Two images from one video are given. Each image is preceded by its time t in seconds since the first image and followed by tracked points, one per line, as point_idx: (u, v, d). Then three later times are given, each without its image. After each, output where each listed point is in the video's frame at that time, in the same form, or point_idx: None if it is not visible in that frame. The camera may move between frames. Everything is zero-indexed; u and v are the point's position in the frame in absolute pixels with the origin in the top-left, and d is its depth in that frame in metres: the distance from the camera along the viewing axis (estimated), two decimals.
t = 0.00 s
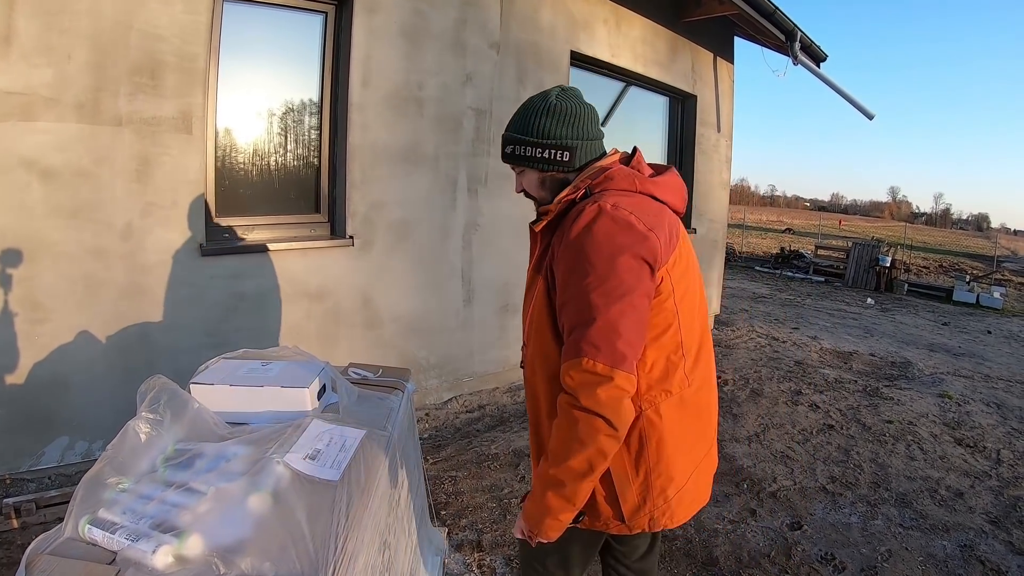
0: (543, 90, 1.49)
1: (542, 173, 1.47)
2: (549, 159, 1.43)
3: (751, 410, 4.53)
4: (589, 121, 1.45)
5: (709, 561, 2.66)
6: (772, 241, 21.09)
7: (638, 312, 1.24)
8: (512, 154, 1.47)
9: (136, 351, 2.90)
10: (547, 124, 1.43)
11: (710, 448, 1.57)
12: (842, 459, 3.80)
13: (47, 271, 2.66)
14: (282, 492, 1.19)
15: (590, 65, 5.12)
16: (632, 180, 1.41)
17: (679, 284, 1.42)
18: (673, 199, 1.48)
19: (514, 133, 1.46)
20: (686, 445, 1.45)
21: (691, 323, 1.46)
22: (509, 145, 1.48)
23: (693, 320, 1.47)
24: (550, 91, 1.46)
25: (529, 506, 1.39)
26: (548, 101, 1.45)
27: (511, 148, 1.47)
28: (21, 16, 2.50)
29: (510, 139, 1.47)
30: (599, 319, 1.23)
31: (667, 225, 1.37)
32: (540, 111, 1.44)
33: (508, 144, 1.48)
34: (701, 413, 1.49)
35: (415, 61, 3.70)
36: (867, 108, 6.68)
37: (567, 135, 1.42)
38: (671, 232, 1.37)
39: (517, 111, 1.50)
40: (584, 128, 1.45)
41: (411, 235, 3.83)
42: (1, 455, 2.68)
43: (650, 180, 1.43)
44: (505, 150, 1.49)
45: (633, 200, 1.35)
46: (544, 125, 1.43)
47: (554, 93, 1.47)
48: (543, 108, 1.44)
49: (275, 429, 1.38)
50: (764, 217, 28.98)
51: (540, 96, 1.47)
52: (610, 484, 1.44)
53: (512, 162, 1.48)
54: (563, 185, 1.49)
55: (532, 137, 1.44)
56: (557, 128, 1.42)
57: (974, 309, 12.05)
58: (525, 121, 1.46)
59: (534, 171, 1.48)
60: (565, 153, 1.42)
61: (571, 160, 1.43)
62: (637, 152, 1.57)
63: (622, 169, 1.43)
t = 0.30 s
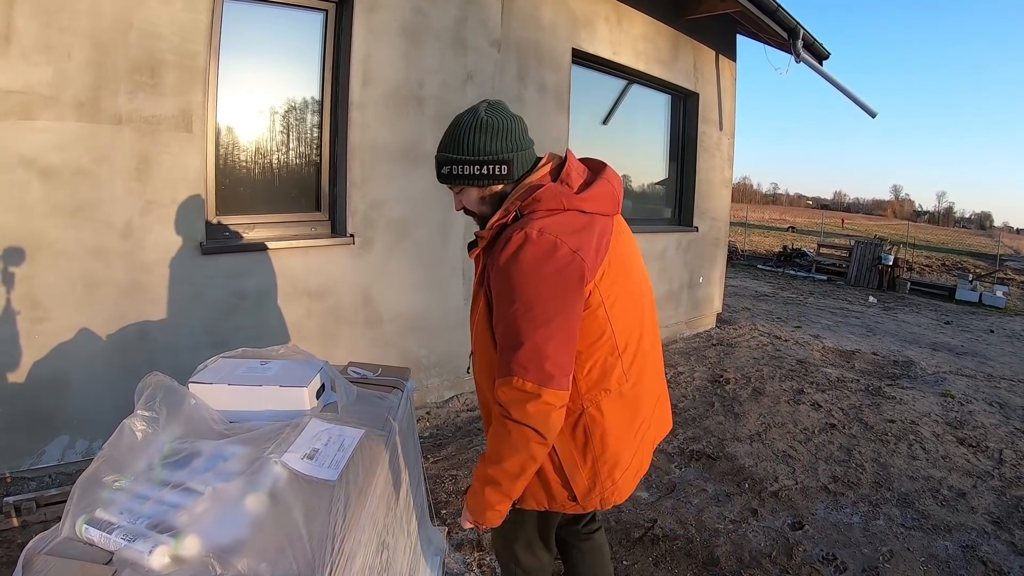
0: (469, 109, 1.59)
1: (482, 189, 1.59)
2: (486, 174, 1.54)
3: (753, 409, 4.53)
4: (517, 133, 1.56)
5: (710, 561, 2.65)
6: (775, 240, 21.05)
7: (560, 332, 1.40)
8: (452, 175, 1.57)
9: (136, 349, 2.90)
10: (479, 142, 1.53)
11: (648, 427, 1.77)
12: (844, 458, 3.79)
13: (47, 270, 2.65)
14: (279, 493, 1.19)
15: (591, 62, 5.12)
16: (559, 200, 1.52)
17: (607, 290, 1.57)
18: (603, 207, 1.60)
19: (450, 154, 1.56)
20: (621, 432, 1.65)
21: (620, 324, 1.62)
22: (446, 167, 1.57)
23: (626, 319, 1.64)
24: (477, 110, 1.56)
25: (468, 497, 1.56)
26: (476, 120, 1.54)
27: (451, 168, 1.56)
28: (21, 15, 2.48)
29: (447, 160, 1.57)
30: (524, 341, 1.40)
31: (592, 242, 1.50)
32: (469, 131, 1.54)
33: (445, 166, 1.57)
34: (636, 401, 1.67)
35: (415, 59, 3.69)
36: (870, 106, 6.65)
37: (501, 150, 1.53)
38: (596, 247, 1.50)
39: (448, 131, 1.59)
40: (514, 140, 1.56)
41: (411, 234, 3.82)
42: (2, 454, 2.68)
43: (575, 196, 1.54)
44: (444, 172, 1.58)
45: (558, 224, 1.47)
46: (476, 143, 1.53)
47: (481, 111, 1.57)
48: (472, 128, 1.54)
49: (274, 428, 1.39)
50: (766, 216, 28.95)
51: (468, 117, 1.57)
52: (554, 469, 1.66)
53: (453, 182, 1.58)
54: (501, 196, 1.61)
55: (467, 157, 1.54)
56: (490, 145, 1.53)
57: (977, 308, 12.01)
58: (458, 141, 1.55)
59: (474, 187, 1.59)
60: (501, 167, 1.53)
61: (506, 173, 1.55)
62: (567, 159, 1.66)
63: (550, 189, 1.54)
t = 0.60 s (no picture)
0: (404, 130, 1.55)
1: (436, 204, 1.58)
2: (433, 192, 1.51)
3: (759, 409, 4.50)
4: (455, 144, 1.52)
5: (712, 565, 2.63)
6: (783, 237, 20.92)
7: (538, 313, 1.38)
8: (400, 200, 1.55)
9: (134, 347, 2.89)
10: (417, 162, 1.49)
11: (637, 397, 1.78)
12: (851, 460, 3.75)
13: (44, 267, 2.62)
14: (265, 495, 1.16)
15: (596, 57, 5.07)
16: (517, 188, 1.51)
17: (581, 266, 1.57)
18: (560, 189, 1.59)
19: (394, 179, 1.53)
20: (610, 406, 1.66)
21: (598, 298, 1.61)
22: (393, 192, 1.55)
23: (602, 290, 1.65)
24: (411, 130, 1.52)
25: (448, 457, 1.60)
26: (410, 140, 1.50)
27: (400, 192, 1.53)
28: (19, 10, 2.45)
29: (392, 185, 1.54)
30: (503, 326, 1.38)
31: (557, 221, 1.49)
32: (406, 153, 1.50)
33: (392, 191, 1.55)
34: (620, 373, 1.68)
35: (417, 53, 3.66)
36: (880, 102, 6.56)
37: (445, 165, 1.50)
38: (563, 225, 1.49)
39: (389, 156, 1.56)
40: (453, 152, 1.51)
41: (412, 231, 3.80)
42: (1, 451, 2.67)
43: (531, 182, 1.53)
44: (393, 197, 1.56)
45: (520, 211, 1.46)
46: (415, 164, 1.49)
47: (415, 130, 1.52)
48: (407, 149, 1.50)
49: (263, 427, 1.38)
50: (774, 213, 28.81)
51: (404, 138, 1.53)
52: (550, 444, 1.66)
53: (404, 206, 1.56)
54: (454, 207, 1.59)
55: (410, 178, 1.51)
56: (429, 162, 1.49)
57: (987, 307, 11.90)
58: (397, 165, 1.52)
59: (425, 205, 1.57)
60: (445, 182, 1.50)
61: (455, 185, 1.52)
62: (512, 152, 1.64)
63: (504, 181, 1.52)
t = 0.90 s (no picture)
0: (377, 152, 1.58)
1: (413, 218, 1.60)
2: (409, 206, 1.54)
3: (765, 411, 4.44)
4: (426, 160, 1.55)
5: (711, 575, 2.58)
6: (792, 234, 20.76)
7: (526, 294, 1.43)
8: (378, 218, 1.57)
9: (126, 346, 2.83)
10: (391, 180, 1.52)
11: (621, 371, 1.88)
12: (858, 466, 3.69)
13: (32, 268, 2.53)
14: (228, 505, 1.12)
15: (599, 50, 5.01)
16: (489, 188, 1.56)
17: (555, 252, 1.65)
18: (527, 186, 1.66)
19: (371, 198, 1.56)
20: (597, 381, 1.75)
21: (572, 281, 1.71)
22: (371, 212, 1.57)
23: (575, 273, 1.74)
24: (382, 150, 1.56)
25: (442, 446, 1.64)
26: (383, 160, 1.54)
27: (379, 211, 1.56)
28: (8, 7, 2.34)
29: (370, 205, 1.57)
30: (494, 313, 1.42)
31: (531, 211, 1.56)
32: (380, 172, 1.53)
33: (370, 211, 1.58)
34: (601, 350, 1.78)
35: (415, 47, 3.62)
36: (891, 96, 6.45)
37: (419, 179, 1.54)
38: (536, 215, 1.56)
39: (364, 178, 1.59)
40: (425, 167, 1.55)
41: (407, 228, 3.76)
42: None
43: (500, 181, 1.59)
44: (372, 217, 1.59)
45: (496, 206, 1.52)
46: (389, 182, 1.52)
47: (386, 150, 1.56)
48: (381, 168, 1.53)
49: (234, 433, 1.35)
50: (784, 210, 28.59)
51: (376, 159, 1.56)
52: (544, 423, 1.73)
53: (383, 224, 1.58)
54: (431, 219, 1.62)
55: (386, 196, 1.53)
56: (403, 178, 1.52)
57: (999, 306, 11.73)
58: (373, 184, 1.55)
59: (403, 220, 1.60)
60: (420, 196, 1.54)
61: (430, 197, 1.55)
62: (477, 161, 1.70)
63: (477, 182, 1.57)
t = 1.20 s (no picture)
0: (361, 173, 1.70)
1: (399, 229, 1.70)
2: (394, 217, 1.65)
3: (772, 411, 4.38)
4: (405, 174, 1.68)
5: None
6: (805, 229, 20.53)
7: (492, 281, 1.53)
8: (367, 233, 1.68)
9: (117, 342, 2.78)
10: (375, 195, 1.64)
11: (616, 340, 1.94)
12: (866, 470, 3.62)
13: (23, 265, 2.47)
14: (191, 511, 1.09)
15: (603, 42, 4.94)
16: (458, 190, 1.66)
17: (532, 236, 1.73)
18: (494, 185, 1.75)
19: (358, 214, 1.67)
20: (590, 350, 1.81)
21: (554, 259, 1.78)
22: (361, 228, 1.69)
23: (558, 252, 1.81)
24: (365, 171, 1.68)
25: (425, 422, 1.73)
26: (367, 179, 1.66)
27: (367, 225, 1.67)
28: None
29: (358, 222, 1.68)
30: (468, 301, 1.52)
31: (498, 205, 1.64)
32: (365, 189, 1.65)
33: (359, 227, 1.69)
34: (593, 318, 1.86)
35: (412, 38, 3.57)
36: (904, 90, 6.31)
37: (400, 191, 1.66)
38: (504, 207, 1.65)
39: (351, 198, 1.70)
40: (405, 181, 1.67)
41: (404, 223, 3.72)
42: None
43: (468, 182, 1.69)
44: (362, 233, 1.70)
45: (464, 203, 1.61)
46: (373, 197, 1.64)
47: (369, 170, 1.68)
48: (365, 186, 1.65)
49: (202, 437, 1.31)
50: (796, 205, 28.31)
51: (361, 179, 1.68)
52: (539, 394, 1.81)
53: (372, 237, 1.69)
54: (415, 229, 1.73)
55: (371, 210, 1.65)
56: (386, 192, 1.64)
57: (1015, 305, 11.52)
58: (359, 201, 1.66)
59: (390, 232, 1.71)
60: (403, 206, 1.65)
61: (411, 208, 1.67)
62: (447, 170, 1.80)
63: (446, 186, 1.67)
